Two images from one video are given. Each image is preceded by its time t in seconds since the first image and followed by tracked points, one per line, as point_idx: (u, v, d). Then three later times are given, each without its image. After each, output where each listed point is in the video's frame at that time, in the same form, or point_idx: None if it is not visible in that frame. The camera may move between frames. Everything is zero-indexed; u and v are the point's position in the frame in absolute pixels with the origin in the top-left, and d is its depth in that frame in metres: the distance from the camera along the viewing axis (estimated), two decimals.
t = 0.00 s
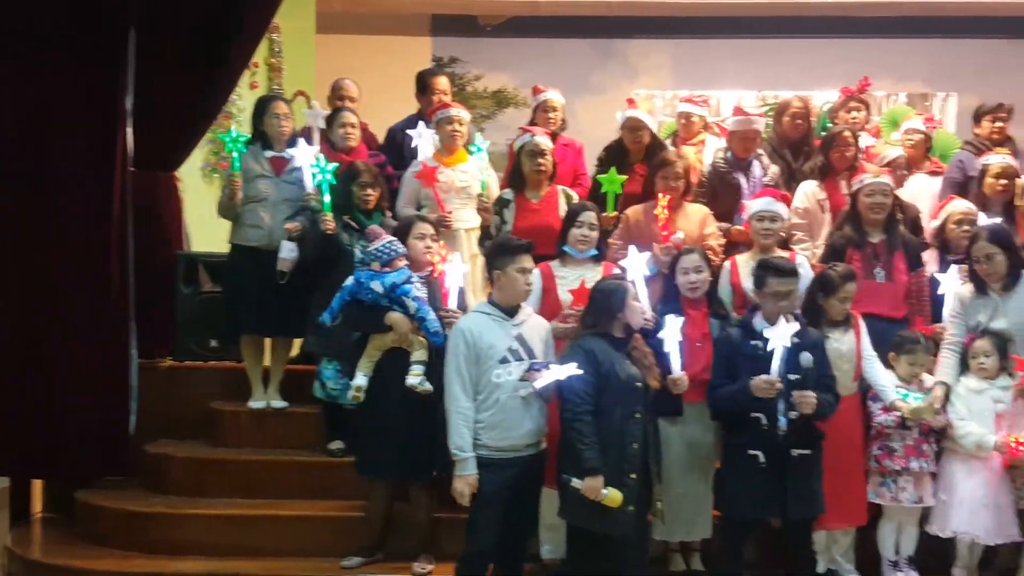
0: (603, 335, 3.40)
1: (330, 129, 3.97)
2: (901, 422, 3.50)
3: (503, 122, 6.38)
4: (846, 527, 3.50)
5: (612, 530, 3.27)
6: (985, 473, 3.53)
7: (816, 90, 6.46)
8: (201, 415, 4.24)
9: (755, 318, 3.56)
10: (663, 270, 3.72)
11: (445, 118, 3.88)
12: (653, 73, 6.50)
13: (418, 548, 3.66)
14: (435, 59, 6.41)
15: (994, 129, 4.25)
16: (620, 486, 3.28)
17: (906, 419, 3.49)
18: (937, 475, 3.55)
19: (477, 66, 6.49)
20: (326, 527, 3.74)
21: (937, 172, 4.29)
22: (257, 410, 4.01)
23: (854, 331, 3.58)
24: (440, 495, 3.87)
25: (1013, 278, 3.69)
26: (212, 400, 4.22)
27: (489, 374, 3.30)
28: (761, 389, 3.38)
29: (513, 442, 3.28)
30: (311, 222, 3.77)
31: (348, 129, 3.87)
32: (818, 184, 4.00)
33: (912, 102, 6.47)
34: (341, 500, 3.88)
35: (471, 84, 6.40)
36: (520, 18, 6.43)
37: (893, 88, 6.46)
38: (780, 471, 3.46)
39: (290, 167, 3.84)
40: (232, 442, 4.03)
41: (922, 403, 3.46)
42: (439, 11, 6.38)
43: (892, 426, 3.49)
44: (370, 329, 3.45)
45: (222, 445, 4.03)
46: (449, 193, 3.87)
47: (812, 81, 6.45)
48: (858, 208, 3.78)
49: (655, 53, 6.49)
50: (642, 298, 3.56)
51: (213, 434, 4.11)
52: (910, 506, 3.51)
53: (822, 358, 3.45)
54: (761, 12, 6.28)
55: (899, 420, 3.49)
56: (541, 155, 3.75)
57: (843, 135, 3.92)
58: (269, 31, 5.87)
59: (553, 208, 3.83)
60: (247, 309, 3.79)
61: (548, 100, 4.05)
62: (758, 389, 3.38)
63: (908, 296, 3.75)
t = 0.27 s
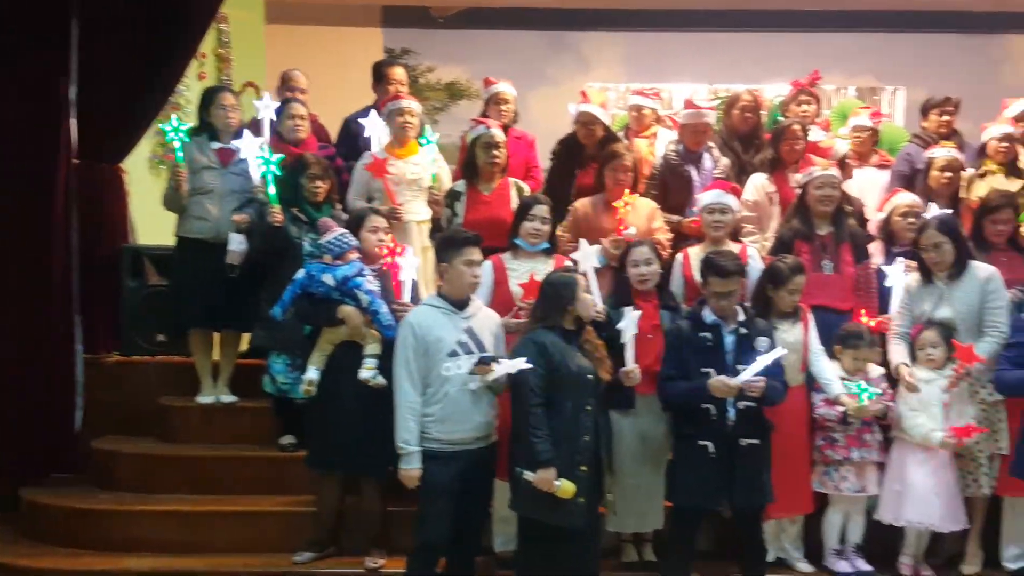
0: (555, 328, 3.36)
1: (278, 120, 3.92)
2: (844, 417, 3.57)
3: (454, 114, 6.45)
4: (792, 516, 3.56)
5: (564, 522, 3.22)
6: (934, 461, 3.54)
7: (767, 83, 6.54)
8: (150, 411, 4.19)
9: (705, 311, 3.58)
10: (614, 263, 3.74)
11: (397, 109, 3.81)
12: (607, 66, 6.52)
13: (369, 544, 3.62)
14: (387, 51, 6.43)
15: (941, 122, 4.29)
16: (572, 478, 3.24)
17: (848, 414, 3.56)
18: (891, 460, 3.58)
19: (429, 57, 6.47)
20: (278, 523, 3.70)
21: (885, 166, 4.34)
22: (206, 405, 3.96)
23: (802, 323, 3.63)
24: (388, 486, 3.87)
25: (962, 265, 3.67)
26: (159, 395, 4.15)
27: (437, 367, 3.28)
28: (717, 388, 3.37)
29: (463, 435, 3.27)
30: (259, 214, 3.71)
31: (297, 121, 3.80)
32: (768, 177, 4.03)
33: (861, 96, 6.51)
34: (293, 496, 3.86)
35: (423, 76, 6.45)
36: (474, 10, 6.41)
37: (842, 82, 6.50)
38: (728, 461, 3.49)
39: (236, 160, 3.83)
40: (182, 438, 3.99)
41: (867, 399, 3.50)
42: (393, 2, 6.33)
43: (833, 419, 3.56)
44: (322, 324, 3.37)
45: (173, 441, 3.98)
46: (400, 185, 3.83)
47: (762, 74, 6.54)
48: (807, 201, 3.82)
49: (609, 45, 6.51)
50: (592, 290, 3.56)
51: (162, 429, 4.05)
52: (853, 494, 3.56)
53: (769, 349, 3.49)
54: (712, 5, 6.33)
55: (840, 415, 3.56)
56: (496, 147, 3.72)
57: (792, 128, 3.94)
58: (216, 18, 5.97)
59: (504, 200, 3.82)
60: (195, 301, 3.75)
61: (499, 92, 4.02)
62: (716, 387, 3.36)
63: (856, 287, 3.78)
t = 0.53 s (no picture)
0: (509, 321, 3.35)
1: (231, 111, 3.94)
2: (787, 412, 3.58)
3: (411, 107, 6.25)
4: (747, 506, 3.64)
5: (518, 515, 3.21)
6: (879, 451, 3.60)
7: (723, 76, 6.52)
8: (101, 407, 4.13)
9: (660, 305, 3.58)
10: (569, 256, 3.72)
11: (351, 102, 3.81)
12: (564, 60, 6.45)
13: (325, 540, 3.60)
14: (341, 43, 6.32)
15: (893, 116, 4.34)
16: (526, 472, 3.22)
17: (792, 409, 3.59)
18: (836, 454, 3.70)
19: (385, 50, 6.31)
20: (231, 520, 3.67)
21: (838, 160, 4.39)
22: (158, 401, 3.92)
23: (754, 316, 3.66)
24: (346, 480, 3.84)
25: (917, 257, 3.71)
26: (111, 391, 4.11)
27: (390, 361, 3.26)
28: (676, 383, 3.39)
29: (416, 430, 3.26)
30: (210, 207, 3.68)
31: (249, 113, 3.84)
32: (722, 171, 4.04)
33: (814, 90, 6.44)
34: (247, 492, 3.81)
35: (379, 69, 6.28)
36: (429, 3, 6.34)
37: (796, 77, 6.46)
38: (684, 453, 3.51)
39: (187, 152, 3.81)
40: (134, 434, 3.94)
41: (807, 396, 3.53)
42: None
43: (777, 414, 3.58)
44: (274, 318, 3.35)
45: (126, 438, 3.93)
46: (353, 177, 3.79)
47: (717, 67, 6.51)
48: (760, 195, 3.85)
49: (567, 39, 6.46)
50: (547, 284, 3.54)
51: (115, 426, 4.00)
52: (803, 486, 3.60)
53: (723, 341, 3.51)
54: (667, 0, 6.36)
55: (784, 410, 3.58)
56: (452, 140, 3.71)
57: (746, 123, 3.99)
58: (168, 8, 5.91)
59: (460, 194, 3.80)
60: (146, 294, 3.75)
61: (453, 85, 4.01)
62: (674, 383, 3.39)
63: (808, 280, 3.82)
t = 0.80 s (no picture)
0: (481, 314, 3.32)
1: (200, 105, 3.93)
2: (756, 403, 3.59)
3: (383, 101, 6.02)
4: (720, 497, 3.66)
5: (497, 509, 3.18)
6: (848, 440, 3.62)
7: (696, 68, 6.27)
8: (71, 405, 4.09)
9: (634, 297, 3.59)
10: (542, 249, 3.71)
11: (319, 95, 3.81)
12: (534, 52, 6.18)
13: (299, 537, 3.58)
14: (312, 36, 6.13)
15: (860, 108, 4.40)
16: (501, 465, 3.20)
17: (760, 400, 3.59)
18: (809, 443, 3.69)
19: (356, 43, 6.06)
20: (204, 517, 3.64)
21: (808, 151, 4.41)
22: (128, 399, 3.90)
23: (725, 307, 3.67)
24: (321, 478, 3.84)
25: (891, 245, 3.72)
26: (82, 389, 4.09)
27: (361, 356, 3.24)
28: (647, 381, 3.41)
29: (389, 424, 3.25)
30: (181, 202, 3.66)
31: (218, 107, 3.82)
32: (693, 163, 4.05)
33: (785, 83, 6.26)
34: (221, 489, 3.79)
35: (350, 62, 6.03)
36: None
37: (768, 69, 6.25)
38: (659, 444, 3.51)
39: (154, 147, 3.79)
40: (106, 433, 3.91)
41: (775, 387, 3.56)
42: None
43: (745, 405, 3.60)
44: (242, 313, 3.33)
45: (97, 435, 3.89)
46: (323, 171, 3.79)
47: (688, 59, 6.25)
48: (732, 186, 3.86)
49: (535, 31, 6.18)
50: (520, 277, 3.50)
51: (86, 424, 3.96)
52: (773, 477, 3.61)
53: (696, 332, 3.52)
54: None
55: (752, 401, 3.59)
56: (423, 133, 3.69)
57: (718, 116, 3.97)
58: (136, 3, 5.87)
59: (431, 187, 3.78)
60: (116, 289, 3.73)
61: (424, 77, 4.01)
62: (646, 381, 3.40)
63: (779, 271, 3.84)
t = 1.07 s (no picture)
0: (453, 310, 3.32)
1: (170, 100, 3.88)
2: (726, 398, 3.62)
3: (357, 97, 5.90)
4: (694, 492, 3.66)
5: (466, 505, 3.17)
6: (813, 438, 3.67)
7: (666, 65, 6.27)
8: (41, 403, 4.06)
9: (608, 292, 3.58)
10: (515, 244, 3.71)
11: (290, 90, 3.79)
12: (507, 48, 6.16)
13: (272, 534, 3.57)
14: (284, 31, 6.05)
15: (829, 104, 4.44)
16: (472, 461, 3.19)
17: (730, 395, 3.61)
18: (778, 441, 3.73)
19: (330, 38, 5.92)
20: (175, 515, 3.62)
21: (780, 146, 4.45)
22: (99, 396, 3.87)
23: (697, 301, 3.68)
24: (294, 475, 3.82)
25: (866, 239, 3.74)
26: (52, 386, 4.06)
27: (331, 351, 3.23)
28: (625, 377, 3.39)
29: (361, 420, 3.24)
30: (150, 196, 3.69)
31: (189, 102, 3.76)
32: (666, 157, 4.10)
33: (757, 78, 6.32)
34: (193, 486, 3.78)
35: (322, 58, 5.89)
36: None
37: (740, 64, 6.31)
38: (633, 438, 3.51)
39: (123, 142, 3.78)
40: (76, 430, 3.88)
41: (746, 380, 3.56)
42: None
43: (715, 400, 3.62)
44: (208, 309, 3.33)
45: (68, 433, 3.87)
46: (295, 167, 3.79)
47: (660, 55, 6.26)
48: (705, 181, 3.87)
49: (514, 27, 6.14)
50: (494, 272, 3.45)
51: (56, 422, 3.93)
52: (743, 472, 3.63)
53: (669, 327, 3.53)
54: None
55: (723, 396, 3.61)
56: (395, 127, 3.67)
57: (690, 110, 4.04)
58: None
59: (404, 182, 3.77)
60: (86, 285, 3.72)
61: (396, 73, 4.02)
62: (620, 376, 3.39)
63: (753, 266, 3.84)
